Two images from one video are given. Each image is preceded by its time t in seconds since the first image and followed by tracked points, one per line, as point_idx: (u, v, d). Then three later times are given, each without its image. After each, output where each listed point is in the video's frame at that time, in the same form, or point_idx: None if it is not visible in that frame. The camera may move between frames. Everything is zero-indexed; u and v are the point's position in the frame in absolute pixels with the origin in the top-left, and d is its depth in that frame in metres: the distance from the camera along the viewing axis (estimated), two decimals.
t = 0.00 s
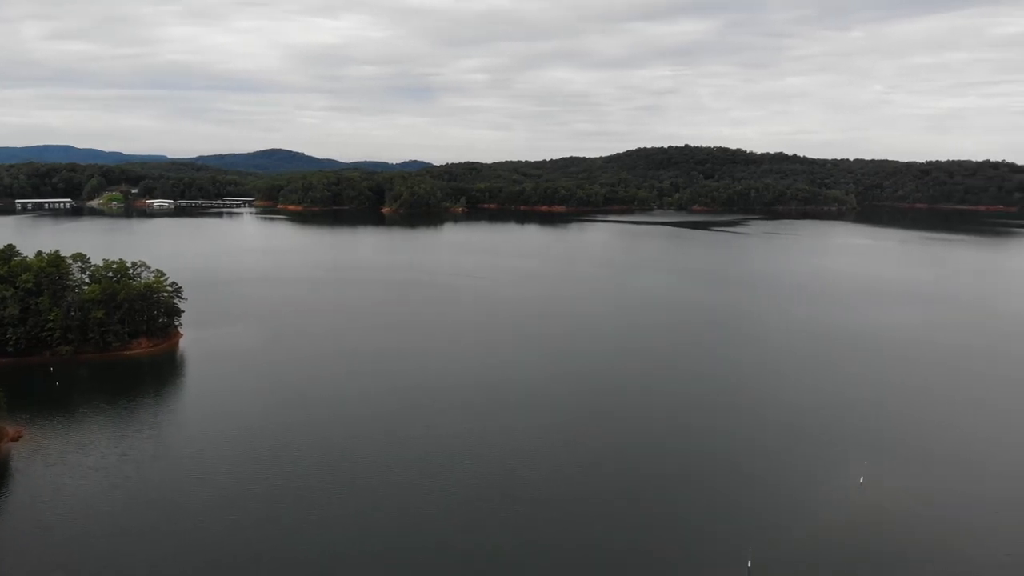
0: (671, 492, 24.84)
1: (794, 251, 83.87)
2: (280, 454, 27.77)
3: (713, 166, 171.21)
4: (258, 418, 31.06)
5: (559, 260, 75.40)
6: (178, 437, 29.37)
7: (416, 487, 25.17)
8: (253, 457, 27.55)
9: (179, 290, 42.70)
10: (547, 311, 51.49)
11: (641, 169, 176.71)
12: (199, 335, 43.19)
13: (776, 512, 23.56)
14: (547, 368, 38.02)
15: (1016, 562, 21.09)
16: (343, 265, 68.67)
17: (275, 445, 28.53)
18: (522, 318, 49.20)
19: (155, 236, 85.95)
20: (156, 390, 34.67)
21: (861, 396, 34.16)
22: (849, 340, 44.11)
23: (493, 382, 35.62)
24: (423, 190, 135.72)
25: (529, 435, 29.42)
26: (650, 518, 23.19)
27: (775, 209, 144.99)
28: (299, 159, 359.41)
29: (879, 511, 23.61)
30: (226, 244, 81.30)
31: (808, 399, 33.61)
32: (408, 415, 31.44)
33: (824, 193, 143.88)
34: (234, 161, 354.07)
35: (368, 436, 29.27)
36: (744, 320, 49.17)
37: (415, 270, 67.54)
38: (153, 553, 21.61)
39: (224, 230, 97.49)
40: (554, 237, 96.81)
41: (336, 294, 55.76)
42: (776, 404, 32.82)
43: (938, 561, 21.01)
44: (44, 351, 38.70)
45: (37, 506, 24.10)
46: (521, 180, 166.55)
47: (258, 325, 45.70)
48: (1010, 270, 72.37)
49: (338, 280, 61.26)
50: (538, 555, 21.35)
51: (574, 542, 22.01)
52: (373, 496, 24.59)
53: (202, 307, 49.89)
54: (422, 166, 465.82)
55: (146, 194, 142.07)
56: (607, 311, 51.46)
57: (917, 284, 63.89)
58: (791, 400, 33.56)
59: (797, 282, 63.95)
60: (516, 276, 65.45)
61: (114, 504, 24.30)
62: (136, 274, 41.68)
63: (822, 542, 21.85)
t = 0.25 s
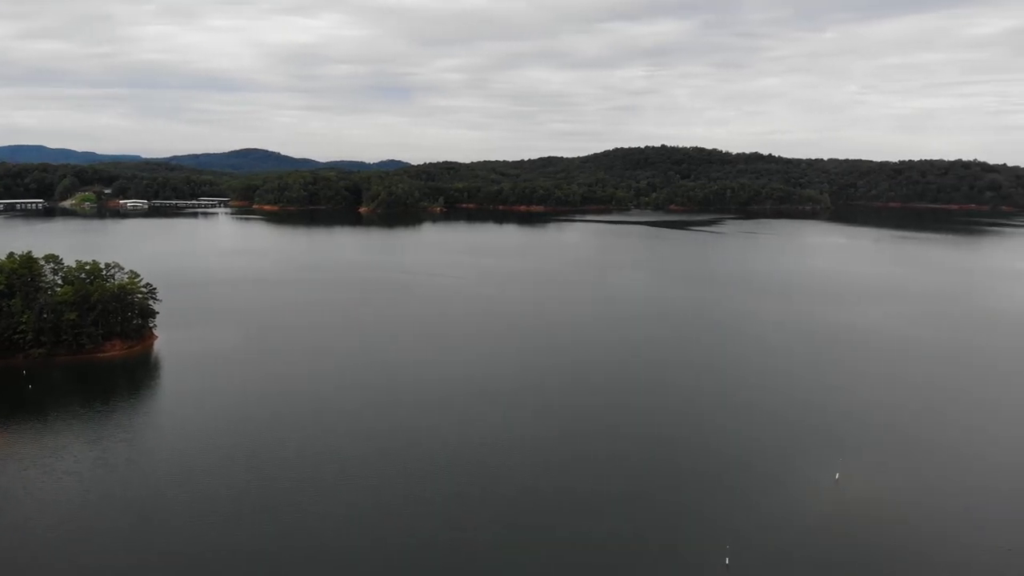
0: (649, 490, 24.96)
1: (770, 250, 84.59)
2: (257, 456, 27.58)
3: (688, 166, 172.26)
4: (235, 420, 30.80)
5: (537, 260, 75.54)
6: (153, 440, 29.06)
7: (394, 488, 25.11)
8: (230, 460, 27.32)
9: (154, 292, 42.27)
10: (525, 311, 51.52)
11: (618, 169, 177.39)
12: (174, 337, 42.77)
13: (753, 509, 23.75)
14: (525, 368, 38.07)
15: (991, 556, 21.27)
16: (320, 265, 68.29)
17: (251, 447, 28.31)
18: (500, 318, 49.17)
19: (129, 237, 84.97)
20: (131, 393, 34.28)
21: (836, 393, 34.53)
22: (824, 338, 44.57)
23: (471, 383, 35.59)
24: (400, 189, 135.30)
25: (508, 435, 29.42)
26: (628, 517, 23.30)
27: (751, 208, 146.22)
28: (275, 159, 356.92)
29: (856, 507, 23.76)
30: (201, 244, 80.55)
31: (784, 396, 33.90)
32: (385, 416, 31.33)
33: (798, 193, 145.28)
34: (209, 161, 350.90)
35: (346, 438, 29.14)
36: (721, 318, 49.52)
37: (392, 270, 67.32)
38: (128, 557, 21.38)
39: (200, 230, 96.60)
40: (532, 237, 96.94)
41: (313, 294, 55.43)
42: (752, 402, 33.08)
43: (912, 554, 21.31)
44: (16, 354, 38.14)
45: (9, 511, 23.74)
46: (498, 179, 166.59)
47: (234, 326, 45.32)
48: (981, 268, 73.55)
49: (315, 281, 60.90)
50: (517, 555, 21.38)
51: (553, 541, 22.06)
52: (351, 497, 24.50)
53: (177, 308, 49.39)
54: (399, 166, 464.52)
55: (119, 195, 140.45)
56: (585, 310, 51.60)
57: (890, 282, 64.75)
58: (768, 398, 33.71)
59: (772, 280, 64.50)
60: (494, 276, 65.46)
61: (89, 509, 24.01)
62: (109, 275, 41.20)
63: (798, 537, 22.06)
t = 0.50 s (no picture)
0: (628, 490, 25.01)
1: (746, 250, 85.18)
2: (233, 459, 27.29)
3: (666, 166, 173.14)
4: (210, 423, 30.46)
5: (515, 259, 75.49)
6: (127, 444, 28.68)
7: (372, 491, 24.94)
8: (205, 463, 27.02)
9: (128, 293, 41.74)
10: (503, 311, 51.44)
11: (596, 169, 177.87)
12: (148, 339, 42.25)
13: (731, 507, 23.87)
14: (503, 368, 38.01)
15: (965, 552, 21.48)
16: (297, 266, 67.82)
17: (226, 450, 28.01)
18: (478, 318, 49.01)
19: (102, 237, 83.89)
20: (105, 396, 33.81)
21: (812, 391, 34.80)
22: (799, 336, 44.94)
23: (449, 384, 35.47)
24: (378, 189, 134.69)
25: (486, 436, 29.34)
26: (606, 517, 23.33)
27: (727, 208, 147.26)
28: (251, 159, 354.12)
29: (832, 505, 23.95)
30: (175, 245, 79.69)
31: (761, 395, 34.11)
32: (363, 418, 31.12)
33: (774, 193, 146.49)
34: (184, 161, 347.43)
35: (323, 440, 28.91)
36: (698, 318, 49.75)
37: (370, 270, 66.98)
38: (101, 563, 21.07)
39: (174, 230, 95.56)
40: (510, 237, 96.93)
41: (289, 295, 55.00)
42: (729, 401, 33.25)
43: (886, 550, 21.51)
44: None
45: None
46: (476, 179, 166.45)
47: (209, 328, 44.85)
48: (953, 267, 74.43)
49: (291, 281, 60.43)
50: (495, 557, 21.30)
51: (532, 543, 22.03)
52: (328, 500, 24.31)
53: (151, 309, 48.80)
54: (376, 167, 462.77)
55: (92, 195, 138.72)
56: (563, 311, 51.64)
57: (865, 280, 65.44)
58: (745, 397, 33.85)
59: (749, 279, 64.92)
60: (472, 276, 65.34)
61: (60, 514, 23.64)
62: (82, 277, 40.63)
63: (776, 535, 22.17)
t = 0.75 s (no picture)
0: (610, 489, 25.11)
1: (723, 249, 85.83)
2: (212, 462, 27.04)
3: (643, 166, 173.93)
4: (187, 426, 30.14)
5: (493, 259, 75.43)
6: (103, 448, 28.30)
7: (353, 493, 24.84)
8: (184, 466, 26.77)
9: (102, 295, 41.18)
10: (483, 311, 51.38)
11: (573, 169, 178.26)
12: (124, 341, 41.73)
13: (713, 506, 24.04)
14: (483, 368, 38.00)
15: (942, 547, 21.81)
16: (274, 267, 67.29)
17: (205, 453, 27.73)
18: (458, 319, 48.94)
19: (74, 238, 82.67)
20: (80, 399, 33.35)
21: (789, 389, 35.12)
22: (777, 335, 45.36)
23: (430, 384, 35.37)
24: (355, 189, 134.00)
25: (468, 437, 29.33)
26: (590, 516, 23.40)
27: (703, 207, 148.27)
28: (225, 158, 351.09)
29: (811, 503, 24.20)
30: (149, 245, 78.71)
31: (740, 394, 34.37)
32: (343, 420, 30.94)
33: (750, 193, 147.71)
34: (157, 160, 343.59)
35: (303, 442, 28.74)
36: (677, 317, 50.03)
37: (347, 270, 66.62)
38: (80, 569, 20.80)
39: (148, 231, 94.42)
40: (488, 237, 96.88)
41: (266, 296, 54.55)
42: (709, 401, 33.45)
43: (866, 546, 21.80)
44: None
45: None
46: (454, 178, 166.16)
47: (186, 329, 44.41)
48: (927, 266, 75.41)
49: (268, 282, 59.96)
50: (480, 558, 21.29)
51: (516, 542, 22.06)
52: (310, 502, 24.19)
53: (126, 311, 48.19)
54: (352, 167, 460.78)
55: (64, 195, 136.76)
56: (542, 310, 51.69)
57: (839, 279, 66.24)
58: (725, 395, 34.09)
59: (726, 279, 65.39)
60: (451, 276, 65.22)
61: (36, 519, 23.29)
62: (55, 278, 40.02)
63: (757, 533, 22.38)
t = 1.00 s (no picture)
0: (587, 486, 25.26)
1: (699, 248, 86.45)
2: (188, 463, 26.88)
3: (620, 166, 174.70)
4: (163, 428, 29.93)
5: (471, 259, 75.47)
6: (77, 450, 28.04)
7: (330, 493, 24.78)
8: (160, 468, 26.59)
9: (74, 296, 40.74)
10: (460, 310, 51.42)
11: (551, 169, 178.72)
12: (98, 343, 41.32)
13: (689, 502, 24.25)
14: (460, 368, 38.02)
15: (912, 538, 22.17)
16: (251, 267, 66.90)
17: (180, 455, 27.55)
18: (435, 319, 48.91)
19: (47, 239, 81.79)
20: (53, 401, 32.99)
21: (764, 386, 35.47)
22: (751, 332, 45.77)
23: (407, 384, 35.36)
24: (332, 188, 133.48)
25: (445, 436, 29.39)
26: (567, 512, 23.53)
27: (680, 207, 149.25)
28: (201, 158, 348.02)
29: (784, 497, 24.49)
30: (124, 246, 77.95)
31: (715, 390, 34.70)
32: (321, 420, 30.85)
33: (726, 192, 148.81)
34: (131, 160, 340.04)
35: (280, 443, 28.63)
36: (653, 316, 50.34)
37: (325, 271, 66.39)
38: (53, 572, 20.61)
39: (123, 231, 93.52)
40: (466, 236, 96.91)
41: (243, 297, 54.25)
42: (685, 398, 33.72)
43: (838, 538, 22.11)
44: None
45: None
46: (432, 178, 165.99)
47: (161, 331, 44.04)
48: (899, 264, 76.33)
49: (245, 282, 59.62)
50: (457, 555, 21.34)
51: (493, 540, 22.12)
52: (286, 503, 24.10)
53: (100, 313, 47.73)
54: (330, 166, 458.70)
55: (36, 195, 135.12)
56: (520, 310, 51.78)
57: (813, 277, 66.88)
58: (702, 393, 34.37)
59: (702, 278, 65.87)
60: (429, 276, 65.19)
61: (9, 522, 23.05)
62: (27, 280, 39.55)
63: (731, 527, 22.61)
